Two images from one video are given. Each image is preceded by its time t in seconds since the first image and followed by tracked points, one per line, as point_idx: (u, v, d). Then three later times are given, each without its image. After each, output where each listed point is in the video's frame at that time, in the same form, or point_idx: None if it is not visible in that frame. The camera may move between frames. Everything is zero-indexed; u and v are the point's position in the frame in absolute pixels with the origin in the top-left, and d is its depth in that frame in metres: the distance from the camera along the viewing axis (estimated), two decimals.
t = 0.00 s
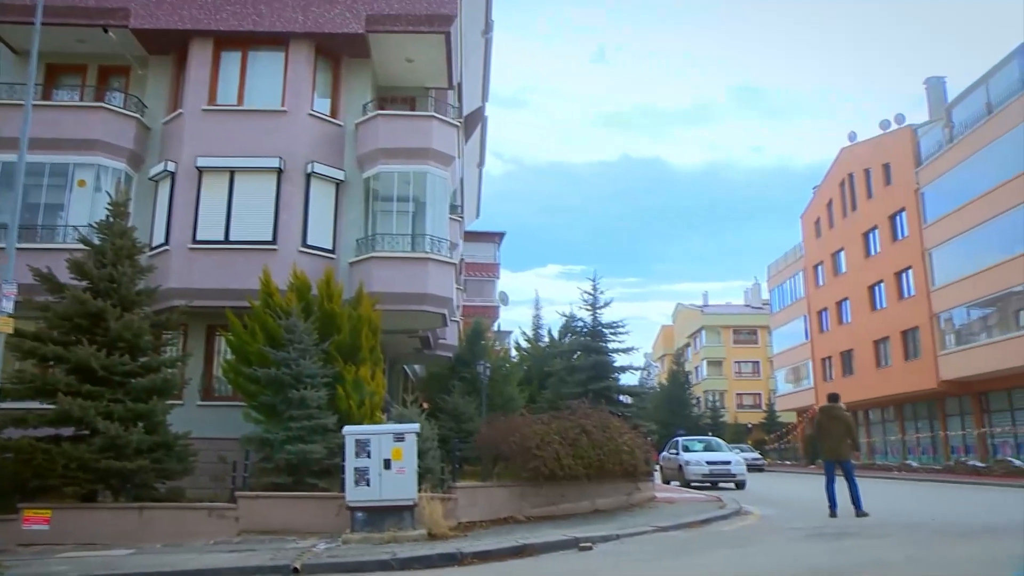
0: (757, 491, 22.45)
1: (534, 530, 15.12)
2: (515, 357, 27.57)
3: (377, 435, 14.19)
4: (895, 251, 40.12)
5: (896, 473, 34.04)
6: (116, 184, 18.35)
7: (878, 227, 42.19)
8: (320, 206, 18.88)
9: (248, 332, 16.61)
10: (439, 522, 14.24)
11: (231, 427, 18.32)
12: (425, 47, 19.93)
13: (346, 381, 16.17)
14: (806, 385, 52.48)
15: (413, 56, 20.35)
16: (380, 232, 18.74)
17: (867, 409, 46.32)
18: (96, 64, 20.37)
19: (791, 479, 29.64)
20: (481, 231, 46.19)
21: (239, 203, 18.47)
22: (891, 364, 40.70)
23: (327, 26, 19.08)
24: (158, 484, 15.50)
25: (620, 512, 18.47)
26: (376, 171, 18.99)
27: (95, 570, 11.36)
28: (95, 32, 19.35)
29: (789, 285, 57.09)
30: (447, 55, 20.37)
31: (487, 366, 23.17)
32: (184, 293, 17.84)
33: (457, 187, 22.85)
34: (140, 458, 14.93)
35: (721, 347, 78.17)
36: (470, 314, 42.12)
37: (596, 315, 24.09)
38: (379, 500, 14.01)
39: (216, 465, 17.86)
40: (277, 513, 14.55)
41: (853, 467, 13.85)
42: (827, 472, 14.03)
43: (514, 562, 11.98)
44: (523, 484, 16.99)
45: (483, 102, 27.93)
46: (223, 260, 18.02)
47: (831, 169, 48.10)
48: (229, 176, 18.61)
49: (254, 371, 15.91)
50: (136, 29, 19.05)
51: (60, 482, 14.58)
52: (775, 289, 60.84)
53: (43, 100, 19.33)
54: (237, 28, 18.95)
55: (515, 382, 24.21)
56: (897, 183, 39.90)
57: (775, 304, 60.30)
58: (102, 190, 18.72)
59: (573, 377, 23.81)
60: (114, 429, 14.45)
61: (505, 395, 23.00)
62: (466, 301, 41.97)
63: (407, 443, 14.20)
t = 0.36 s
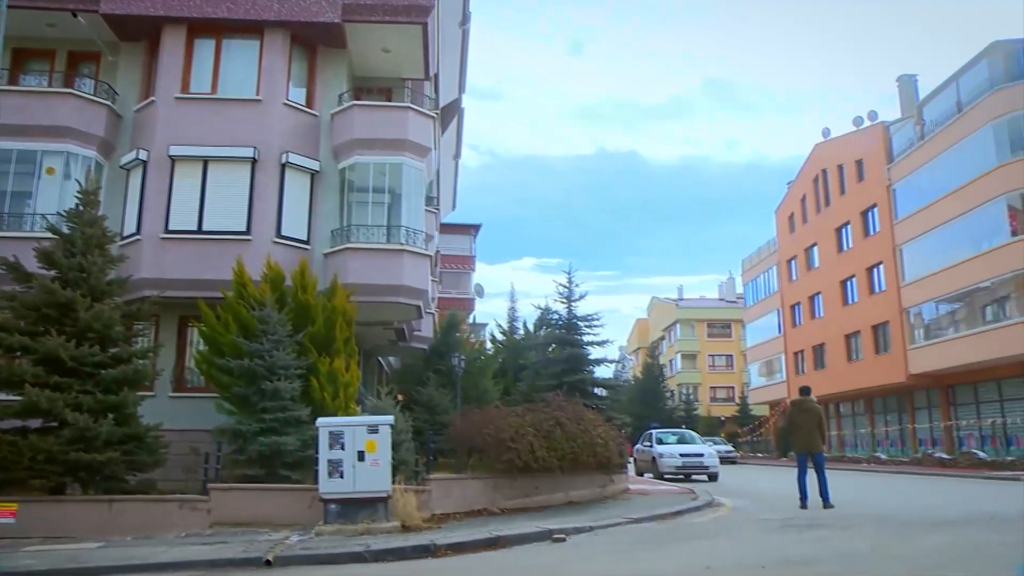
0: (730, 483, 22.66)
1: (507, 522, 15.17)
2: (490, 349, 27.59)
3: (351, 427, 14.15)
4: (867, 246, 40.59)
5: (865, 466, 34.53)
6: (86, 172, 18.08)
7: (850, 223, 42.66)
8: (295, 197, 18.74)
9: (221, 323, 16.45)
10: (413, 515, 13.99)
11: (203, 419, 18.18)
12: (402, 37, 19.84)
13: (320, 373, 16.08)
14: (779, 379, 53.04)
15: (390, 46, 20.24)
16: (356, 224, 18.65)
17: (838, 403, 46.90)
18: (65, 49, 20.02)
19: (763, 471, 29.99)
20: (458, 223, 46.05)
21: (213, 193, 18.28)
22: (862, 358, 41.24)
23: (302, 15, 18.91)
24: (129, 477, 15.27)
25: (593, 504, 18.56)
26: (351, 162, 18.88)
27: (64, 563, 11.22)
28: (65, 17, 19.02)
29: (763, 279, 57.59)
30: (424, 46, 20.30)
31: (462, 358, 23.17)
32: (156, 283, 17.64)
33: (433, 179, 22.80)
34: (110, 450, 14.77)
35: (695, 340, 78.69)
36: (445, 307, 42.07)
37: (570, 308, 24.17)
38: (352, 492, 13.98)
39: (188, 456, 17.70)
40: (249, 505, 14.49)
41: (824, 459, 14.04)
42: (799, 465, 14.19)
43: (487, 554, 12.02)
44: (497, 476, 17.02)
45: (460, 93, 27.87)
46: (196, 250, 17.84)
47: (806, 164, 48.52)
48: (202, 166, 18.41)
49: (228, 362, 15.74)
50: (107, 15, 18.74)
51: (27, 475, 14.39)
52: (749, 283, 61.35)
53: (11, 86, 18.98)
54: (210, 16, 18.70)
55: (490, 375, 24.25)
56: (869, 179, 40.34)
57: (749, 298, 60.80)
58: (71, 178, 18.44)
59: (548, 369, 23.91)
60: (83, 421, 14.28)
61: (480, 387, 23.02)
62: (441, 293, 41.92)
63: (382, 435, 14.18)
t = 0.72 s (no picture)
0: (703, 475, 22.87)
1: (482, 513, 15.20)
2: (466, 341, 27.60)
3: (325, 419, 14.09)
4: (841, 241, 41.03)
5: (836, 457, 35.03)
6: (55, 159, 17.79)
7: (824, 217, 43.11)
8: (269, 187, 18.58)
9: (193, 313, 16.28)
10: (387, 505, 14.04)
11: (176, 410, 18.03)
12: (379, 26, 19.74)
13: (295, 364, 15.97)
14: (752, 371, 53.57)
15: (366, 36, 20.12)
16: (331, 214, 18.54)
17: (811, 395, 47.44)
18: (33, 34, 19.64)
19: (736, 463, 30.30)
20: (434, 214, 45.94)
21: (186, 182, 18.07)
22: (834, 351, 41.74)
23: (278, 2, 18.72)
24: (99, 469, 15.11)
25: (568, 495, 18.65)
26: (327, 152, 18.75)
27: (32, 556, 11.07)
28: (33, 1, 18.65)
29: (737, 272, 58.05)
30: (401, 36, 20.21)
31: (437, 349, 23.14)
32: (128, 273, 17.43)
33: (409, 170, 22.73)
34: (80, 441, 14.58)
35: (670, 333, 79.23)
36: (421, 298, 42.01)
37: (546, 300, 24.23)
38: (326, 483, 13.94)
39: (160, 448, 17.55)
40: (223, 497, 14.38)
41: (797, 451, 14.21)
42: (773, 456, 14.33)
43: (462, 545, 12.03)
44: (472, 468, 17.03)
45: (437, 84, 27.78)
46: (169, 240, 17.64)
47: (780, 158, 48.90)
48: (176, 154, 18.19)
49: (201, 353, 15.58)
50: None
51: None
52: (723, 276, 61.82)
53: None
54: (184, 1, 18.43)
55: (466, 366, 24.26)
56: (843, 174, 40.75)
57: (723, 292, 61.27)
58: (40, 165, 18.14)
59: (523, 361, 23.99)
60: (52, 412, 14.08)
61: (456, 379, 23.04)
62: (417, 285, 41.86)
63: (356, 426, 14.13)
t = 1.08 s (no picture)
0: (679, 467, 23.02)
1: (459, 505, 15.25)
2: (443, 333, 27.56)
3: (301, 410, 14.03)
4: (817, 235, 41.41)
5: (809, 449, 35.44)
6: (27, 147, 17.52)
7: (800, 212, 43.46)
8: (246, 177, 18.42)
9: (168, 304, 16.09)
10: (363, 498, 14.13)
11: (151, 402, 17.87)
12: (358, 16, 19.61)
13: (271, 355, 15.87)
14: (728, 364, 53.99)
15: (344, 25, 19.99)
16: (308, 205, 18.41)
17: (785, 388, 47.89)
18: (4, 19, 19.29)
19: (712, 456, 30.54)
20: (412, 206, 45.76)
21: (161, 171, 17.87)
22: (809, 344, 42.18)
23: None
24: (71, 461, 14.94)
25: (544, 487, 18.71)
26: (305, 142, 18.62)
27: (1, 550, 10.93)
28: None
29: (714, 266, 58.43)
30: (380, 26, 20.10)
31: (414, 341, 22.88)
32: (101, 263, 17.23)
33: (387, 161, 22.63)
34: (52, 434, 14.39)
35: (647, 326, 79.60)
36: (399, 290, 41.87)
37: (524, 292, 24.23)
38: (302, 475, 13.88)
39: (133, 440, 17.39)
40: (197, 489, 14.29)
41: (772, 443, 14.31)
42: (749, 449, 14.45)
43: (437, 537, 12.02)
44: (448, 459, 17.03)
45: (416, 75, 27.66)
46: (143, 230, 17.45)
47: (757, 153, 49.18)
48: (150, 143, 17.98)
49: (175, 344, 15.40)
50: None
51: None
52: (700, 270, 62.16)
53: None
54: None
55: (443, 358, 24.22)
56: (819, 169, 41.08)
57: (700, 286, 61.65)
58: (11, 153, 17.85)
59: (500, 353, 24.03)
60: (23, 404, 13.88)
61: (433, 370, 23.02)
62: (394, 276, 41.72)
63: (333, 418, 14.09)
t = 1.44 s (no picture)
0: (655, 459, 23.19)
1: (437, 498, 15.23)
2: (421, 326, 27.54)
3: (278, 403, 13.96)
4: (794, 230, 41.76)
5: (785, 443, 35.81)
6: None
7: (778, 207, 43.78)
8: (223, 168, 18.26)
9: (143, 296, 15.90)
10: (341, 490, 13.92)
11: (126, 394, 17.70)
12: (337, 7, 19.47)
13: (248, 347, 15.76)
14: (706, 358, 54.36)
15: (324, 16, 19.89)
16: (286, 197, 18.30)
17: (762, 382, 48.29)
18: None
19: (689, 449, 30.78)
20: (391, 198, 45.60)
21: (136, 161, 17.66)
22: (786, 339, 42.56)
23: None
24: (43, 455, 14.75)
25: (523, 480, 18.77)
26: (283, 133, 18.50)
27: None
28: None
29: (692, 261, 58.74)
30: (360, 17, 19.97)
31: (392, 335, 22.86)
32: (74, 254, 17.02)
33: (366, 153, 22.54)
34: (23, 427, 14.19)
35: (626, 320, 79.92)
36: (377, 283, 41.72)
37: (503, 286, 24.20)
38: (279, 468, 13.81)
39: (108, 433, 17.23)
40: (173, 482, 14.19)
41: (748, 436, 14.46)
42: (725, 442, 14.56)
43: (415, 530, 12.03)
44: (426, 452, 17.02)
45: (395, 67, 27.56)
46: (118, 221, 17.25)
47: (735, 148, 49.48)
48: (125, 133, 17.76)
49: (150, 337, 15.22)
50: None
51: None
52: (678, 264, 62.48)
53: None
54: None
55: (421, 351, 24.18)
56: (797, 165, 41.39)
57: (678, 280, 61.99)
58: None
59: (479, 347, 24.03)
60: None
61: (411, 363, 22.99)
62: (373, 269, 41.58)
63: (310, 411, 14.03)
